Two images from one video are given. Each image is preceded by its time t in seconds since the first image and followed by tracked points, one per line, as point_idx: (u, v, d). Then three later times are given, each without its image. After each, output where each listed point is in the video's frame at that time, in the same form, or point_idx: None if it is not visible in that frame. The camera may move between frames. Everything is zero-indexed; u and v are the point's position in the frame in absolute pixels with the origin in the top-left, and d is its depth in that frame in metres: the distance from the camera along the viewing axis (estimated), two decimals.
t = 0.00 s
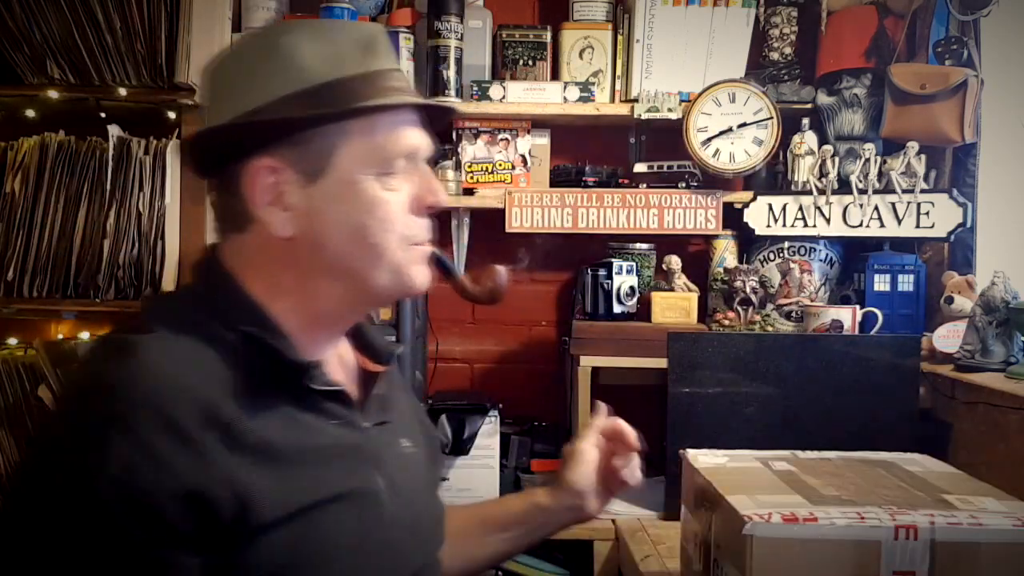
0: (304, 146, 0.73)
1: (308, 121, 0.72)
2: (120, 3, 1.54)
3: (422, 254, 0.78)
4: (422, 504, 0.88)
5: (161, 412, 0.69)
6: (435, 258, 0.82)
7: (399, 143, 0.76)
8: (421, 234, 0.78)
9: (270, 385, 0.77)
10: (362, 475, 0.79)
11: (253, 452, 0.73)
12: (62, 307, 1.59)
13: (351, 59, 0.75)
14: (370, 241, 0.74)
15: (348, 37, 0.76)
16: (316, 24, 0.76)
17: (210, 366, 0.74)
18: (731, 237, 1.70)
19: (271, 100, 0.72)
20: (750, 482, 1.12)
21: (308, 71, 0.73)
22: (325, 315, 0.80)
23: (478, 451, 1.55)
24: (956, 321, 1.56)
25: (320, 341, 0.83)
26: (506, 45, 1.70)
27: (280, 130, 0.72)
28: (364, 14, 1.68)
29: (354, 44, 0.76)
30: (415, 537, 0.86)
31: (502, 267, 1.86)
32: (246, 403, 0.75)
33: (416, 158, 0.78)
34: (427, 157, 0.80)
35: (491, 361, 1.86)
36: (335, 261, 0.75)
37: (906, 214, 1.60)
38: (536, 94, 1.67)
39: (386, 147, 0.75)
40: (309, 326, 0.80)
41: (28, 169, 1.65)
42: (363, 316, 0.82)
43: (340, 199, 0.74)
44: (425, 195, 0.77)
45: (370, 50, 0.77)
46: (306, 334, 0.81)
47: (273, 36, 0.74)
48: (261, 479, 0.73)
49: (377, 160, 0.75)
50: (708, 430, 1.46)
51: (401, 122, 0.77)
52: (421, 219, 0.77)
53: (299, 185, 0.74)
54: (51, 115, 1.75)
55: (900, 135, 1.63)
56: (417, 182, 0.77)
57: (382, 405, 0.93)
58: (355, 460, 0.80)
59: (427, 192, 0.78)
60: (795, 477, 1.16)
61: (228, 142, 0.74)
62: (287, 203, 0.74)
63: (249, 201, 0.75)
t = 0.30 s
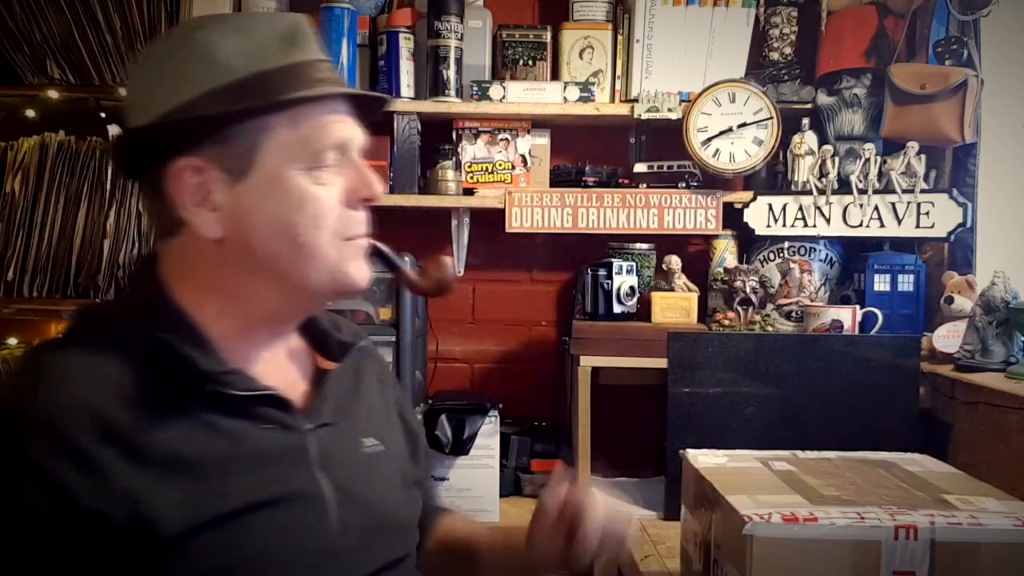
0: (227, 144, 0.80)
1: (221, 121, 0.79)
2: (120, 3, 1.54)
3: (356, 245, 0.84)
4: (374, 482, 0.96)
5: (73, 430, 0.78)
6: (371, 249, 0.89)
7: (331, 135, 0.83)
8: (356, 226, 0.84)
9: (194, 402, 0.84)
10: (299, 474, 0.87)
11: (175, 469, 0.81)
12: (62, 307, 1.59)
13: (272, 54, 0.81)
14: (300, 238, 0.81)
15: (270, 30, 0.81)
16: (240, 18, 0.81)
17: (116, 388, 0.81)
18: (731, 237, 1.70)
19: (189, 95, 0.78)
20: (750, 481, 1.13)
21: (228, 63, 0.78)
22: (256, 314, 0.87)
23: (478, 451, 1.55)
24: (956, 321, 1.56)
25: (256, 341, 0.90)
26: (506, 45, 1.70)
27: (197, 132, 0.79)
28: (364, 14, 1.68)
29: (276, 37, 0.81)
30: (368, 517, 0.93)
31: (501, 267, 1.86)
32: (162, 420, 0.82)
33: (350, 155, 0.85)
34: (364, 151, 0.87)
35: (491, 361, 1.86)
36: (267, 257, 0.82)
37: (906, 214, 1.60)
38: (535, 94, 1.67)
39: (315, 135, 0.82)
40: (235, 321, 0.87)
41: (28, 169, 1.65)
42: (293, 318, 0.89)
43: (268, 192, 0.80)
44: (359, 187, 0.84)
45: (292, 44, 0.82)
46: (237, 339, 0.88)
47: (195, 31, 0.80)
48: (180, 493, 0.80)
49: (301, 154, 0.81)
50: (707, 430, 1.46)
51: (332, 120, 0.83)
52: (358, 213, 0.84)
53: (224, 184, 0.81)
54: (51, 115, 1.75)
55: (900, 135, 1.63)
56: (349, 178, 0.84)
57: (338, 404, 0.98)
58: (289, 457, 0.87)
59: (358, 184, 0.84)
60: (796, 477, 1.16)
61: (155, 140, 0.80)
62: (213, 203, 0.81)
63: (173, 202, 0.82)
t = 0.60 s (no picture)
0: (210, 146, 0.88)
1: (208, 120, 0.86)
2: (120, 3, 1.54)
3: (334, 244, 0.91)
4: (365, 484, 0.95)
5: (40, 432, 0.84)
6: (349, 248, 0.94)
7: (311, 138, 0.89)
8: (336, 227, 0.91)
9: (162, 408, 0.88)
10: (270, 478, 0.89)
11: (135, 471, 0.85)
12: (62, 307, 1.59)
13: (254, 52, 0.87)
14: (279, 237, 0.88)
15: (252, 30, 0.88)
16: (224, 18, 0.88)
17: (84, 392, 0.87)
18: (731, 237, 1.70)
19: (180, 92, 0.85)
20: (751, 481, 1.13)
21: (216, 62, 0.85)
22: (235, 310, 0.92)
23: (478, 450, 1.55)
24: (956, 321, 1.56)
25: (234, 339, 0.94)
26: (506, 45, 1.70)
27: (186, 133, 0.87)
28: (364, 13, 1.68)
29: (258, 36, 0.88)
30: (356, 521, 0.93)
31: (501, 267, 1.86)
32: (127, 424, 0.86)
33: (334, 159, 0.92)
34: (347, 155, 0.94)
35: (491, 361, 1.86)
36: (246, 255, 0.88)
37: (906, 214, 1.60)
38: (535, 94, 1.67)
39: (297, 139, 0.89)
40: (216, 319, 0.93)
41: (28, 169, 1.65)
42: (273, 316, 0.94)
43: (249, 191, 0.87)
44: (340, 187, 0.91)
45: (273, 43, 0.89)
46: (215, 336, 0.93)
47: (180, 32, 0.87)
48: (131, 492, 0.84)
49: (282, 156, 0.88)
50: (708, 430, 1.46)
51: (315, 126, 0.90)
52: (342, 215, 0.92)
53: (205, 184, 0.89)
54: (51, 115, 1.75)
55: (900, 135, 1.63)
56: (330, 181, 0.91)
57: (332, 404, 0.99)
58: (261, 459, 0.89)
59: (341, 186, 0.91)
60: (796, 477, 1.16)
61: (152, 137, 0.88)
62: (195, 203, 0.89)
63: (161, 206, 0.90)
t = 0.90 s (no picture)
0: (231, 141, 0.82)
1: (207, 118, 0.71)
2: (120, 3, 1.54)
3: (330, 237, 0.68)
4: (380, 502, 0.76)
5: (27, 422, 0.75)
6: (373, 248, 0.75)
7: (315, 128, 0.70)
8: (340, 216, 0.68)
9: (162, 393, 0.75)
10: (274, 485, 0.73)
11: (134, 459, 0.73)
12: (62, 307, 1.59)
13: (244, 37, 0.72)
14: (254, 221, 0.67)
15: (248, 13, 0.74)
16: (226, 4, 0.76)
17: (77, 381, 0.76)
18: (731, 237, 1.70)
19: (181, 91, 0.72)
20: (751, 481, 1.13)
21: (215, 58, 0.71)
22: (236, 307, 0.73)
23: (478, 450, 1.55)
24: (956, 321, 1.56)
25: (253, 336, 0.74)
26: (506, 45, 1.70)
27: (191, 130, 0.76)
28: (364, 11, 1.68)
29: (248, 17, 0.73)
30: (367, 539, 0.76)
31: (502, 267, 1.86)
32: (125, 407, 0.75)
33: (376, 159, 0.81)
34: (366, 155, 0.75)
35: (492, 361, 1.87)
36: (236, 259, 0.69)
37: (906, 214, 1.60)
38: (535, 94, 1.67)
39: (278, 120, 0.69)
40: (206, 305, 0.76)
41: (28, 169, 1.65)
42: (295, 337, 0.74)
43: (247, 167, 0.69)
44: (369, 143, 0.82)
45: (267, 21, 0.74)
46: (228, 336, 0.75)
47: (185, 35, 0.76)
48: (127, 487, 0.73)
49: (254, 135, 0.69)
50: (707, 430, 1.46)
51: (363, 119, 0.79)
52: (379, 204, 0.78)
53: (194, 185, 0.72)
54: (51, 115, 1.75)
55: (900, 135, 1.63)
56: (325, 164, 0.69)
57: (359, 414, 0.78)
58: (262, 463, 0.74)
59: (320, 172, 0.69)
60: (796, 477, 1.16)
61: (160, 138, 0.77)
62: (188, 202, 0.72)
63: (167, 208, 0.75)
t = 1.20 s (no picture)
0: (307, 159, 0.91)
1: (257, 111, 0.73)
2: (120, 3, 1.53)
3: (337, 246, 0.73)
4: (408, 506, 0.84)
5: (93, 416, 0.84)
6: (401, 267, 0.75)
7: (329, 131, 0.73)
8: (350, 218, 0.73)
9: (225, 394, 0.83)
10: (299, 491, 0.82)
11: (187, 456, 0.82)
12: (62, 307, 1.60)
13: (313, 71, 0.73)
14: (265, 230, 0.72)
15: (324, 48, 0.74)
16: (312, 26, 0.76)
17: (133, 383, 0.84)
18: (732, 237, 1.72)
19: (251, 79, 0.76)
20: (751, 481, 1.13)
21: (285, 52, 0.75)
22: (297, 321, 0.80)
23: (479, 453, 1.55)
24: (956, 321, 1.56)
25: (310, 345, 0.80)
26: (506, 45, 1.70)
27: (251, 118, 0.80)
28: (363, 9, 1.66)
29: (323, 57, 0.74)
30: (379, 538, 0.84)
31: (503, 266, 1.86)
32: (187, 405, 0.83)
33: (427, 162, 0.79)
34: (405, 163, 0.75)
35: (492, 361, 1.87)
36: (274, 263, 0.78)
37: (906, 214, 1.62)
38: (536, 93, 1.69)
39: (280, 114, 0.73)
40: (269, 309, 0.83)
41: (27, 169, 1.65)
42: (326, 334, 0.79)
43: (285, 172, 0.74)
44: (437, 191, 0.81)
45: (336, 57, 0.74)
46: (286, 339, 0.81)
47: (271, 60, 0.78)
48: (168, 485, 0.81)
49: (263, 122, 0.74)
50: (709, 430, 1.46)
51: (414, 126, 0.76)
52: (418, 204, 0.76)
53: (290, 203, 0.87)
54: (50, 115, 1.75)
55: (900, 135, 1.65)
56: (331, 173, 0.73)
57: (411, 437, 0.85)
58: (297, 467, 0.82)
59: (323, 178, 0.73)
60: (796, 477, 1.16)
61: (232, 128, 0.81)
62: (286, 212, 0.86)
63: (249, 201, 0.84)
